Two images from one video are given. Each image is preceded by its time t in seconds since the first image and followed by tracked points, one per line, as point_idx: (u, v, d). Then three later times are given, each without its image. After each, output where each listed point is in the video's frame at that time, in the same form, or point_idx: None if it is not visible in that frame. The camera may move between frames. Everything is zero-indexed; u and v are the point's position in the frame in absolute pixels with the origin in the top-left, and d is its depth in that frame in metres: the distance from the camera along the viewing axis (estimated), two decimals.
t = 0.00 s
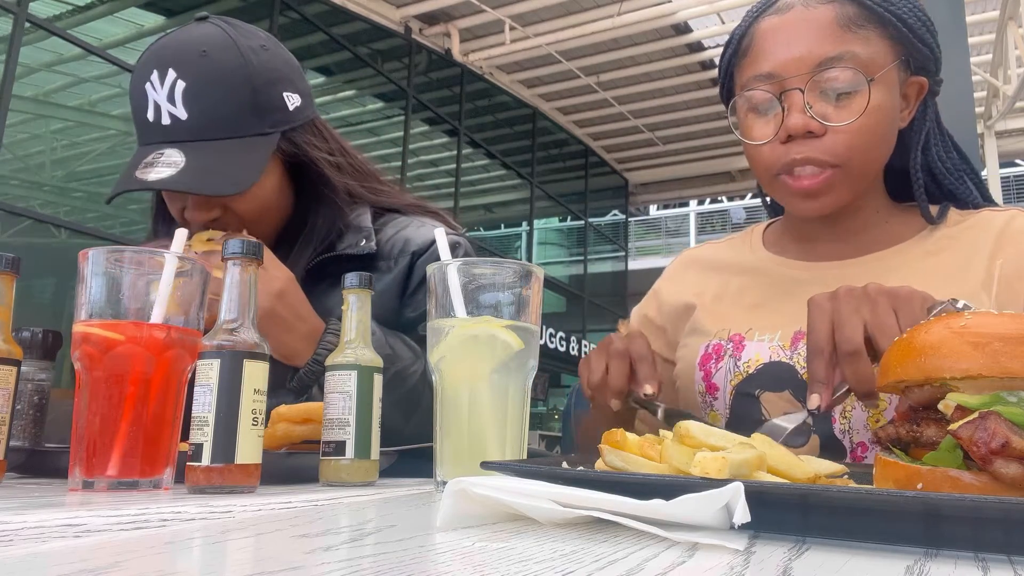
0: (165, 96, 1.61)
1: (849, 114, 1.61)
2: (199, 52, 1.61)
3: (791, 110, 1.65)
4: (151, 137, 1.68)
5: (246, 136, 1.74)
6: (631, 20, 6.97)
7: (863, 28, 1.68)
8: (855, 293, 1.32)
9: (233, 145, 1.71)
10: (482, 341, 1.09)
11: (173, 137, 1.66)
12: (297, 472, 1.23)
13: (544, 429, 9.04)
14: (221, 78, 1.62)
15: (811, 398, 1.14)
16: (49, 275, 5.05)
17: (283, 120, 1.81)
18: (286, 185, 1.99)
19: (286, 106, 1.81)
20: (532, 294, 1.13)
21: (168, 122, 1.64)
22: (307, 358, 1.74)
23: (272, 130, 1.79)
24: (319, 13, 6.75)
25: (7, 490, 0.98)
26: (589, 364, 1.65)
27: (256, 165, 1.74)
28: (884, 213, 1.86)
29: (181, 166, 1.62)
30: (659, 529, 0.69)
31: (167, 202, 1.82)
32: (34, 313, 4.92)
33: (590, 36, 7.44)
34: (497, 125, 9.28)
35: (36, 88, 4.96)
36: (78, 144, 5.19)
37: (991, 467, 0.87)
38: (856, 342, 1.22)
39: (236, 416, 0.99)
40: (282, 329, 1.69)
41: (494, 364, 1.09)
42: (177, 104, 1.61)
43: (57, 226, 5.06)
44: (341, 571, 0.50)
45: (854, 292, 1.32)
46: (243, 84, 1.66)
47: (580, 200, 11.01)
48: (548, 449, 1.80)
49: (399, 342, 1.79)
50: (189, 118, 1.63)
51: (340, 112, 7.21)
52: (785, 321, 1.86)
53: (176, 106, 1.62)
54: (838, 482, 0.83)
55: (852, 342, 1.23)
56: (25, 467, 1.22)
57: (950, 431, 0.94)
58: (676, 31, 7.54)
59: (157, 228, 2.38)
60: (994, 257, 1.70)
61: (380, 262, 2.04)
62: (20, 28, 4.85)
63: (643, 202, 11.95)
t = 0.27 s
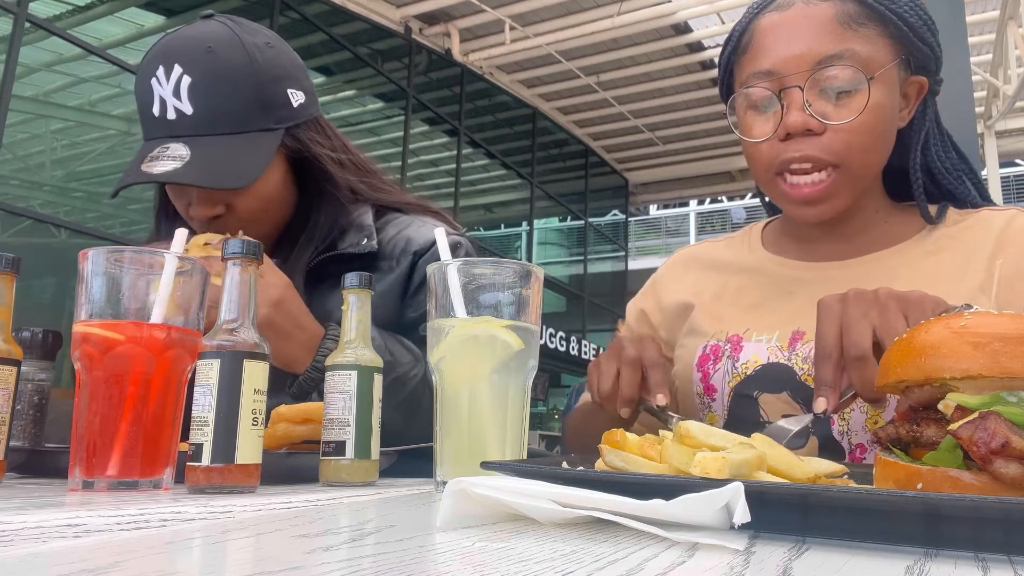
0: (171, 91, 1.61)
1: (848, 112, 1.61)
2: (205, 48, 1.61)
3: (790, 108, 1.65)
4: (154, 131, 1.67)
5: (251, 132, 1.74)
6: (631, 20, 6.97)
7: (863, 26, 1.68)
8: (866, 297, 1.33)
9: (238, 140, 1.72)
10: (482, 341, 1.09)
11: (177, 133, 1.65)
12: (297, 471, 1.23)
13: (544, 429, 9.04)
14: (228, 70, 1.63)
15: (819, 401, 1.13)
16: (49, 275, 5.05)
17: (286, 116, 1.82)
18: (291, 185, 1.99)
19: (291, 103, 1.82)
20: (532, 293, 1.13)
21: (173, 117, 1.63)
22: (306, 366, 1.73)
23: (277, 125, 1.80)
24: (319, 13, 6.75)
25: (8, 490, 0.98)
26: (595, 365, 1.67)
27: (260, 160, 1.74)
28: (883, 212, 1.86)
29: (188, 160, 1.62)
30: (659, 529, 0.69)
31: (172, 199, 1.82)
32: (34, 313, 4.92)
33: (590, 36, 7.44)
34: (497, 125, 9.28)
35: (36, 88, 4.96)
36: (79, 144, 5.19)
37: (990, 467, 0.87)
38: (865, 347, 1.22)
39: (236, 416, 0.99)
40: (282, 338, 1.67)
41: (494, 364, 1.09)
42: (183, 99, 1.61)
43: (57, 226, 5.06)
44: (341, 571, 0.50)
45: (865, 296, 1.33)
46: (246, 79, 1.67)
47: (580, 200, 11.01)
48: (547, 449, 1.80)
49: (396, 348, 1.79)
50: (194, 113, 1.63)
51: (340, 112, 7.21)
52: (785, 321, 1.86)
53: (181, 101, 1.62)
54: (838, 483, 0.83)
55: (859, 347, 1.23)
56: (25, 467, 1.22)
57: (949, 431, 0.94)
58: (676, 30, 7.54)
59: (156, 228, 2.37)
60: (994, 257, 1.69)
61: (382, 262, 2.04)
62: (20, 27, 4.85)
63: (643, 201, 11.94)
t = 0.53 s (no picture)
0: (177, 85, 1.61)
1: (847, 112, 1.61)
2: (211, 42, 1.61)
3: (789, 108, 1.65)
4: (159, 124, 1.68)
5: (254, 126, 1.74)
6: (631, 20, 6.97)
7: (862, 26, 1.68)
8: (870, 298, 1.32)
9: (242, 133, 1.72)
10: (482, 341, 1.09)
11: (181, 125, 1.66)
12: (297, 472, 1.23)
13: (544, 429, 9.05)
14: (232, 66, 1.63)
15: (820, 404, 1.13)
16: (49, 275, 5.05)
17: (291, 113, 1.82)
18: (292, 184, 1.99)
19: (295, 100, 1.83)
20: (533, 293, 1.13)
21: (178, 110, 1.64)
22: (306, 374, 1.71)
23: (280, 122, 1.81)
24: (319, 13, 6.75)
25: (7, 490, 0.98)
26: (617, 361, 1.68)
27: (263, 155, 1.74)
28: (882, 212, 1.85)
29: (190, 153, 1.62)
30: (659, 529, 0.69)
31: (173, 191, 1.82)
32: (34, 313, 4.92)
33: (590, 36, 7.44)
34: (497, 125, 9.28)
35: (36, 88, 4.96)
36: (79, 144, 5.19)
37: (991, 467, 0.87)
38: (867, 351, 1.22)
39: (236, 416, 0.99)
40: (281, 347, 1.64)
41: (494, 364, 1.09)
42: (187, 92, 1.62)
43: (57, 226, 5.06)
44: (341, 571, 0.50)
45: (869, 297, 1.32)
46: (251, 76, 1.66)
47: (580, 200, 11.01)
48: (547, 449, 1.80)
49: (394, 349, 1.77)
50: (197, 106, 1.64)
51: (341, 112, 7.21)
52: (784, 321, 1.87)
53: (185, 94, 1.63)
54: (839, 482, 0.83)
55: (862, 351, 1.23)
56: (25, 467, 1.22)
57: (949, 431, 0.94)
58: (676, 30, 7.54)
59: (156, 228, 2.36)
60: (993, 257, 1.70)
61: (384, 262, 2.04)
62: (20, 28, 4.85)
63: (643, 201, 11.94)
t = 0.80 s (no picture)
0: (180, 67, 1.63)
1: (849, 111, 1.61)
2: (219, 29, 1.63)
3: (792, 106, 1.65)
4: (160, 106, 1.70)
5: (255, 114, 1.76)
6: (631, 20, 6.97)
7: (864, 26, 1.68)
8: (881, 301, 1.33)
9: (241, 121, 1.73)
10: (482, 340, 1.09)
11: (181, 108, 1.67)
12: (297, 471, 1.23)
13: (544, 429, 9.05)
14: (237, 54, 1.65)
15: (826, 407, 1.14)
16: (49, 275, 5.05)
17: (291, 104, 1.86)
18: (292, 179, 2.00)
19: (297, 93, 1.86)
20: (532, 293, 1.13)
21: (179, 92, 1.66)
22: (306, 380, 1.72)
23: (281, 112, 1.83)
24: (319, 13, 6.76)
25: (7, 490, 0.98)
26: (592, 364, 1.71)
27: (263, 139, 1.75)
28: (882, 213, 1.86)
29: (190, 135, 1.62)
30: (659, 529, 0.69)
31: (172, 183, 1.88)
32: (35, 313, 4.92)
33: (590, 36, 7.44)
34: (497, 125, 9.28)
35: (37, 88, 4.96)
36: (79, 144, 5.19)
37: (990, 467, 0.87)
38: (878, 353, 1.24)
39: (236, 416, 0.99)
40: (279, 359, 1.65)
41: (494, 364, 1.09)
42: (190, 75, 1.64)
43: (57, 226, 5.06)
44: (341, 571, 0.50)
45: (881, 300, 1.33)
46: (258, 64, 1.70)
47: (580, 200, 11.01)
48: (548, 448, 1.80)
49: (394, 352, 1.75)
50: (199, 89, 1.66)
51: (341, 112, 7.21)
52: (785, 321, 1.86)
53: (188, 77, 1.64)
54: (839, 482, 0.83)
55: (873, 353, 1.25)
56: (25, 467, 1.22)
57: (949, 431, 0.94)
58: (676, 30, 7.54)
59: (157, 225, 2.36)
60: (994, 257, 1.69)
61: (386, 264, 2.04)
62: (20, 28, 4.85)
63: (643, 202, 11.94)
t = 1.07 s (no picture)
0: (180, 63, 1.65)
1: (845, 111, 1.61)
2: (219, 27, 1.64)
3: (789, 106, 1.65)
4: (161, 102, 1.72)
5: (255, 110, 1.75)
6: (631, 20, 6.97)
7: (861, 25, 1.67)
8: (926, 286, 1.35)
9: (241, 116, 1.73)
10: (482, 341, 1.09)
11: (181, 103, 1.68)
12: (296, 470, 1.22)
13: (544, 429, 9.05)
14: (238, 50, 1.66)
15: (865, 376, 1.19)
16: (49, 275, 5.05)
17: (292, 100, 1.85)
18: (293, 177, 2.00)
19: (297, 89, 1.86)
20: (533, 293, 1.13)
21: (179, 88, 1.67)
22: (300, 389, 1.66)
23: (281, 108, 1.82)
24: (319, 13, 6.76)
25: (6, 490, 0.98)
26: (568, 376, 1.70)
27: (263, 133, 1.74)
28: (881, 213, 1.86)
29: (188, 127, 1.63)
30: (659, 529, 0.69)
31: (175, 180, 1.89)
32: (35, 313, 4.92)
33: (590, 36, 7.44)
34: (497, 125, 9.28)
35: (37, 87, 4.96)
36: (79, 143, 5.20)
37: (991, 467, 0.87)
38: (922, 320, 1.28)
39: (236, 416, 0.99)
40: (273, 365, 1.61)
41: (494, 364, 1.09)
42: (190, 71, 1.66)
43: (56, 226, 5.06)
44: (341, 571, 0.50)
45: (943, 287, 1.34)
46: (257, 60, 1.70)
47: (580, 200, 11.01)
48: (547, 449, 1.80)
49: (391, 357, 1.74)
50: (199, 85, 1.67)
51: (341, 112, 7.21)
52: (785, 321, 1.86)
53: (188, 72, 1.66)
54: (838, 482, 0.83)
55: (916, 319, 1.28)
56: (25, 468, 1.22)
57: (949, 430, 0.94)
58: (676, 30, 7.54)
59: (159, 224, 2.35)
60: (994, 257, 1.69)
61: (387, 265, 2.04)
62: (20, 27, 4.85)
63: (643, 202, 11.94)
